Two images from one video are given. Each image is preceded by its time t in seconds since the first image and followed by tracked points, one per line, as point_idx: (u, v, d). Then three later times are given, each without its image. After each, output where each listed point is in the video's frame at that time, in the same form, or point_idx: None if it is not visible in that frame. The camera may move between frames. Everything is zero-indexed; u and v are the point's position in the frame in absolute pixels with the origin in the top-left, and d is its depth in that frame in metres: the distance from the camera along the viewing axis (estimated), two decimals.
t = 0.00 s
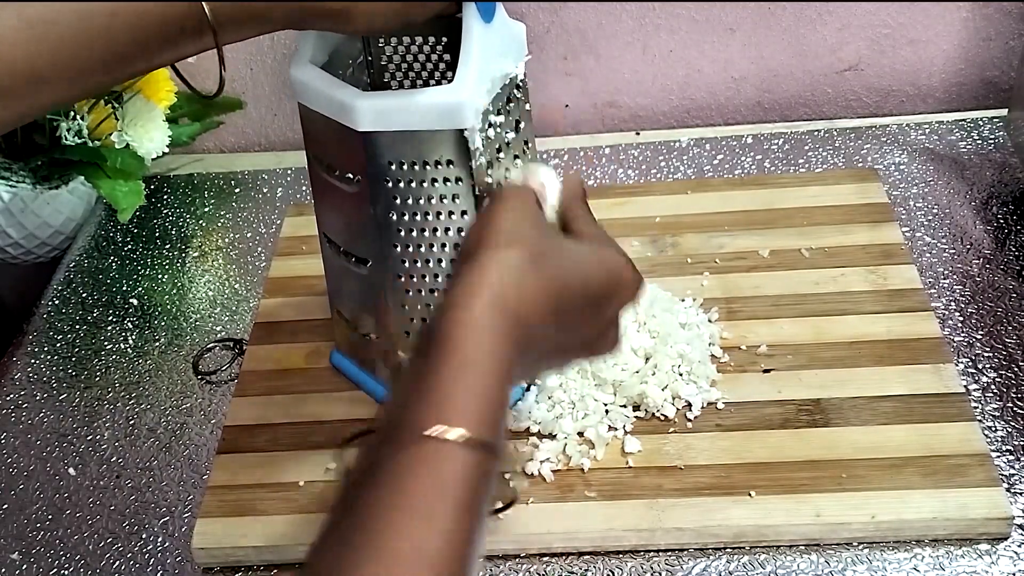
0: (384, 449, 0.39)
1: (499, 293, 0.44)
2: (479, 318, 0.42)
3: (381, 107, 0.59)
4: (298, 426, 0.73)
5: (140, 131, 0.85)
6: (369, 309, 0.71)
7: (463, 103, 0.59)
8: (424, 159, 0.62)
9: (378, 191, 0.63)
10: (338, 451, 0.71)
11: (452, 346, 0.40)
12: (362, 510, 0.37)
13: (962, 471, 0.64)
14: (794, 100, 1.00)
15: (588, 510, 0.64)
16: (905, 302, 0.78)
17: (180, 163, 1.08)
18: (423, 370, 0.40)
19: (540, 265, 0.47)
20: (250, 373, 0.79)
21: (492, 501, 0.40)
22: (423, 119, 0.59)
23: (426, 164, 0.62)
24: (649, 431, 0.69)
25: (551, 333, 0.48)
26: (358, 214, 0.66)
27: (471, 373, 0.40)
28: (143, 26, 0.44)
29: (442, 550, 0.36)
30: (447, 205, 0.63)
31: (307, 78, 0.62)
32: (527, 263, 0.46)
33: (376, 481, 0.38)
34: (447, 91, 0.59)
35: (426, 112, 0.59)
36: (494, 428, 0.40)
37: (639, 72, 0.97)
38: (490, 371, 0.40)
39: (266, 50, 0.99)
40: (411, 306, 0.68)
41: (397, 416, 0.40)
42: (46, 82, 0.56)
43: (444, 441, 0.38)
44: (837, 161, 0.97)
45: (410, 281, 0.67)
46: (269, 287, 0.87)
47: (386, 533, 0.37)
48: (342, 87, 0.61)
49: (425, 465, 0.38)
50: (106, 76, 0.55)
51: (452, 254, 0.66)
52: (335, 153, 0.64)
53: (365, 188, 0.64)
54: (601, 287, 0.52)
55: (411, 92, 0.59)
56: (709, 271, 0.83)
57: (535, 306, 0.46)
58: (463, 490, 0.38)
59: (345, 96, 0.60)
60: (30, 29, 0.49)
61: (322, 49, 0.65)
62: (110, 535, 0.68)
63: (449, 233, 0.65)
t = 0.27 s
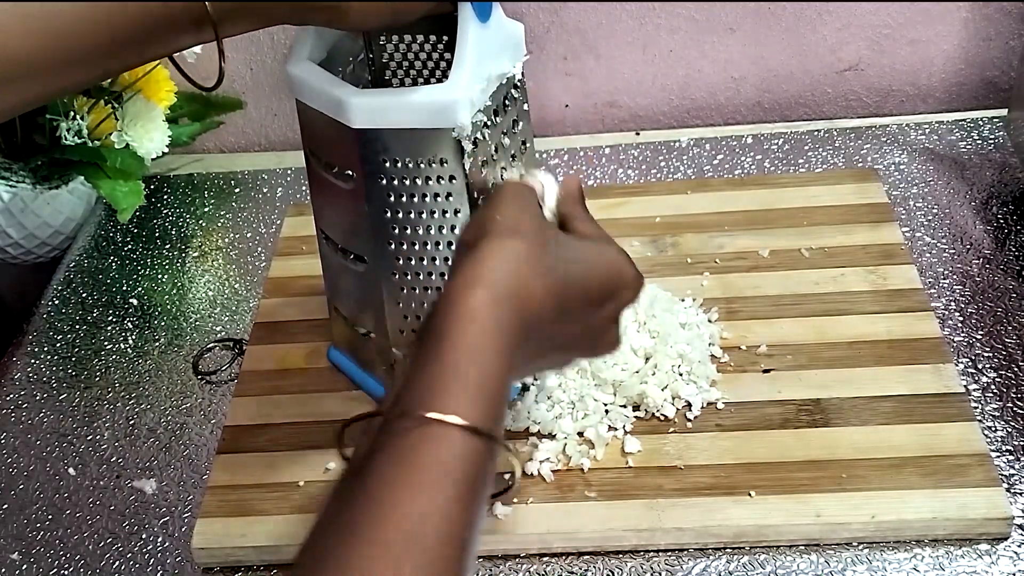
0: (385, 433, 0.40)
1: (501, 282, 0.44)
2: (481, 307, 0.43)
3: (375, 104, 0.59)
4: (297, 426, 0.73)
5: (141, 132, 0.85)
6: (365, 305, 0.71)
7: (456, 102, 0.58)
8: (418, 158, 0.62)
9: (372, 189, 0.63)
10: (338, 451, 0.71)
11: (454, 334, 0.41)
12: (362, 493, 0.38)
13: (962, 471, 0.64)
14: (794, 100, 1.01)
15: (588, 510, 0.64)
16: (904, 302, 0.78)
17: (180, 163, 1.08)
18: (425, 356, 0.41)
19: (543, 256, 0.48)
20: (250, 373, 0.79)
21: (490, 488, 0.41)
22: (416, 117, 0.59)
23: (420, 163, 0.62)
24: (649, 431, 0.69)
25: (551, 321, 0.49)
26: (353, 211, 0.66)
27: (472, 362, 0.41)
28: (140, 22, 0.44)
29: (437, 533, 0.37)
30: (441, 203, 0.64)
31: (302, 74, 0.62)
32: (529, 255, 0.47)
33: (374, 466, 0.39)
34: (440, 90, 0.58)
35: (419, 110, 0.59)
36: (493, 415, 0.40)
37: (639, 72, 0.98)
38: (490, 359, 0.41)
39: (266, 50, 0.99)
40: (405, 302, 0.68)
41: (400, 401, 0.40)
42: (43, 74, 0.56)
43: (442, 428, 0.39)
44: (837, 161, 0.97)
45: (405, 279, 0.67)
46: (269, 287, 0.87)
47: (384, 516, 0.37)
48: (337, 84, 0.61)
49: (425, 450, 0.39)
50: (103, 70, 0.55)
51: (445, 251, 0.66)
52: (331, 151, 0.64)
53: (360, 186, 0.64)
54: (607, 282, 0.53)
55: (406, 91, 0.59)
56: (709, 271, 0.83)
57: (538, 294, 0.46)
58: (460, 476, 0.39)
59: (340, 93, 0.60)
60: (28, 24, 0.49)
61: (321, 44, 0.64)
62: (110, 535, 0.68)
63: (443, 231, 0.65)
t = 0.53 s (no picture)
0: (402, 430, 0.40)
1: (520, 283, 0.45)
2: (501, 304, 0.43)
3: (372, 103, 0.59)
4: (297, 426, 0.73)
5: (141, 131, 0.85)
6: (362, 304, 0.71)
7: (452, 102, 0.58)
8: (415, 157, 0.61)
9: (369, 188, 0.63)
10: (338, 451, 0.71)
11: (475, 332, 0.42)
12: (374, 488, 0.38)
13: (962, 471, 0.64)
14: (794, 100, 1.01)
15: (588, 510, 0.64)
16: (904, 302, 0.78)
17: (180, 164, 1.08)
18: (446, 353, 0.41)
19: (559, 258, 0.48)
20: (250, 373, 0.79)
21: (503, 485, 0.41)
22: (412, 116, 0.59)
23: (417, 163, 0.62)
24: (649, 431, 0.69)
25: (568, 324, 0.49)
26: (351, 210, 0.66)
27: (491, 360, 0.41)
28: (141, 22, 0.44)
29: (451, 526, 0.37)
30: (437, 203, 0.63)
31: (299, 73, 0.62)
32: (548, 253, 0.48)
33: (390, 460, 0.39)
34: (437, 90, 0.59)
35: (415, 110, 0.59)
36: (511, 412, 0.40)
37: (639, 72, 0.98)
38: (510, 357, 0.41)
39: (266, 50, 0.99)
40: (402, 302, 0.68)
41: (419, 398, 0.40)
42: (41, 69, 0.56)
43: (461, 424, 0.39)
44: (837, 161, 0.97)
45: (401, 278, 0.67)
46: (269, 287, 0.87)
47: (399, 507, 0.37)
48: (333, 83, 0.61)
49: (442, 445, 0.39)
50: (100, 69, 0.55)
51: (442, 252, 0.66)
52: (328, 149, 0.64)
53: (356, 185, 0.64)
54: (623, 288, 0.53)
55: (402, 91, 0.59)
56: (709, 271, 0.83)
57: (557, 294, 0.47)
58: (476, 473, 0.39)
59: (336, 92, 0.60)
60: (26, 22, 0.49)
61: (321, 44, 0.65)
62: (110, 535, 0.68)
63: (440, 232, 0.65)
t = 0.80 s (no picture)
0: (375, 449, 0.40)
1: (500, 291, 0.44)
2: (480, 315, 0.43)
3: (369, 101, 0.59)
4: (296, 426, 0.73)
5: (141, 131, 0.85)
6: (361, 302, 0.71)
7: (448, 101, 0.58)
8: (412, 155, 0.62)
9: (366, 187, 0.63)
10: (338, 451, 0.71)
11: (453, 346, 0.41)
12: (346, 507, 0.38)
13: (962, 471, 0.64)
14: (795, 100, 1.01)
15: (588, 510, 0.64)
16: (904, 302, 0.78)
17: (179, 164, 1.08)
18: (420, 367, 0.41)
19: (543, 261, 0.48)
20: (250, 373, 0.79)
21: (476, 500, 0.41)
22: (408, 115, 0.59)
23: (414, 161, 0.62)
24: (649, 431, 0.69)
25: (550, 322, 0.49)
26: (349, 208, 0.66)
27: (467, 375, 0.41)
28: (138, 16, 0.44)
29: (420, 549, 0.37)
30: (435, 202, 0.64)
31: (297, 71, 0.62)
32: (528, 256, 0.47)
33: (359, 482, 0.39)
34: (434, 88, 0.59)
35: (412, 108, 0.59)
36: (483, 430, 0.40)
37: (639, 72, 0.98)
38: (486, 370, 0.41)
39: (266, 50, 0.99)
40: (399, 300, 0.68)
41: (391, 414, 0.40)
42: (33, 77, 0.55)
43: (432, 445, 0.39)
44: (837, 161, 0.97)
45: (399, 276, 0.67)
46: (269, 287, 0.87)
47: (371, 533, 0.37)
48: (331, 81, 0.61)
49: (412, 468, 0.39)
50: (96, 73, 0.54)
51: (439, 250, 0.66)
52: (326, 147, 0.64)
53: (354, 184, 0.64)
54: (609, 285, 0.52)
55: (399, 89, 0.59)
56: (709, 271, 0.83)
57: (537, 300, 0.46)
58: (447, 495, 0.39)
59: (333, 90, 0.60)
60: (24, 22, 0.49)
61: (320, 41, 0.64)
62: (111, 535, 0.68)
63: (437, 230, 0.65)
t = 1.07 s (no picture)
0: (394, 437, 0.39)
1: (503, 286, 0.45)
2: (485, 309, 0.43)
3: (368, 102, 0.59)
4: (296, 426, 0.73)
5: (141, 131, 0.85)
6: (360, 302, 0.71)
7: (447, 102, 0.58)
8: (411, 157, 0.61)
9: (366, 187, 0.63)
10: (337, 451, 0.71)
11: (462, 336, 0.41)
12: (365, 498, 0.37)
13: (962, 471, 0.64)
14: (794, 100, 1.01)
15: (588, 510, 0.64)
16: (904, 302, 0.78)
17: (179, 164, 1.08)
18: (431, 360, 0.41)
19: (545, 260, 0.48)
20: (250, 373, 0.79)
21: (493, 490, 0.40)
22: (407, 116, 0.59)
23: (414, 162, 0.62)
24: (649, 431, 0.69)
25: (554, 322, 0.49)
26: (348, 208, 0.66)
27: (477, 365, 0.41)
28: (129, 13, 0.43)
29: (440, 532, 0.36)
30: (434, 202, 0.63)
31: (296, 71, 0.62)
32: (536, 252, 0.48)
33: (382, 469, 0.38)
34: (433, 90, 0.58)
35: (411, 109, 0.59)
36: (498, 415, 0.40)
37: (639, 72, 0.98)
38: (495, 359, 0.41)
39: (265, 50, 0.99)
40: (399, 300, 0.68)
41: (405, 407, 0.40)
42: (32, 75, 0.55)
43: (449, 431, 0.38)
44: (837, 161, 0.97)
45: (398, 277, 0.67)
46: (268, 287, 0.87)
47: (392, 519, 0.36)
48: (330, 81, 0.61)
49: (427, 455, 0.38)
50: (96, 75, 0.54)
51: (439, 250, 0.66)
52: (325, 147, 0.64)
53: (353, 184, 0.64)
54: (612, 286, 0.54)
55: (398, 89, 0.59)
56: (709, 271, 0.83)
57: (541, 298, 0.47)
58: (465, 481, 0.38)
59: (332, 90, 0.60)
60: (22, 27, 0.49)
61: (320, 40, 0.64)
62: (110, 535, 0.68)
63: (437, 231, 0.65)
